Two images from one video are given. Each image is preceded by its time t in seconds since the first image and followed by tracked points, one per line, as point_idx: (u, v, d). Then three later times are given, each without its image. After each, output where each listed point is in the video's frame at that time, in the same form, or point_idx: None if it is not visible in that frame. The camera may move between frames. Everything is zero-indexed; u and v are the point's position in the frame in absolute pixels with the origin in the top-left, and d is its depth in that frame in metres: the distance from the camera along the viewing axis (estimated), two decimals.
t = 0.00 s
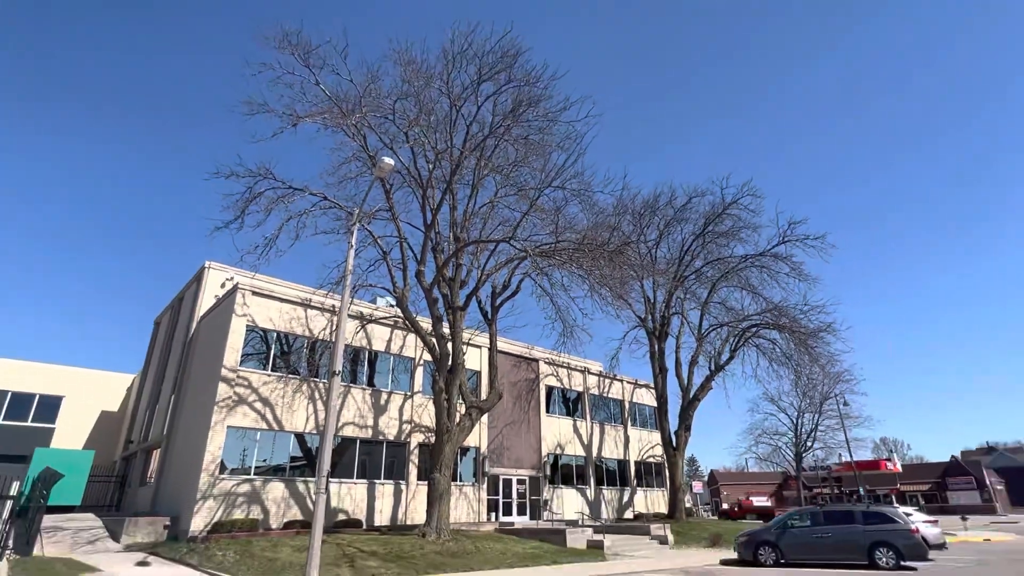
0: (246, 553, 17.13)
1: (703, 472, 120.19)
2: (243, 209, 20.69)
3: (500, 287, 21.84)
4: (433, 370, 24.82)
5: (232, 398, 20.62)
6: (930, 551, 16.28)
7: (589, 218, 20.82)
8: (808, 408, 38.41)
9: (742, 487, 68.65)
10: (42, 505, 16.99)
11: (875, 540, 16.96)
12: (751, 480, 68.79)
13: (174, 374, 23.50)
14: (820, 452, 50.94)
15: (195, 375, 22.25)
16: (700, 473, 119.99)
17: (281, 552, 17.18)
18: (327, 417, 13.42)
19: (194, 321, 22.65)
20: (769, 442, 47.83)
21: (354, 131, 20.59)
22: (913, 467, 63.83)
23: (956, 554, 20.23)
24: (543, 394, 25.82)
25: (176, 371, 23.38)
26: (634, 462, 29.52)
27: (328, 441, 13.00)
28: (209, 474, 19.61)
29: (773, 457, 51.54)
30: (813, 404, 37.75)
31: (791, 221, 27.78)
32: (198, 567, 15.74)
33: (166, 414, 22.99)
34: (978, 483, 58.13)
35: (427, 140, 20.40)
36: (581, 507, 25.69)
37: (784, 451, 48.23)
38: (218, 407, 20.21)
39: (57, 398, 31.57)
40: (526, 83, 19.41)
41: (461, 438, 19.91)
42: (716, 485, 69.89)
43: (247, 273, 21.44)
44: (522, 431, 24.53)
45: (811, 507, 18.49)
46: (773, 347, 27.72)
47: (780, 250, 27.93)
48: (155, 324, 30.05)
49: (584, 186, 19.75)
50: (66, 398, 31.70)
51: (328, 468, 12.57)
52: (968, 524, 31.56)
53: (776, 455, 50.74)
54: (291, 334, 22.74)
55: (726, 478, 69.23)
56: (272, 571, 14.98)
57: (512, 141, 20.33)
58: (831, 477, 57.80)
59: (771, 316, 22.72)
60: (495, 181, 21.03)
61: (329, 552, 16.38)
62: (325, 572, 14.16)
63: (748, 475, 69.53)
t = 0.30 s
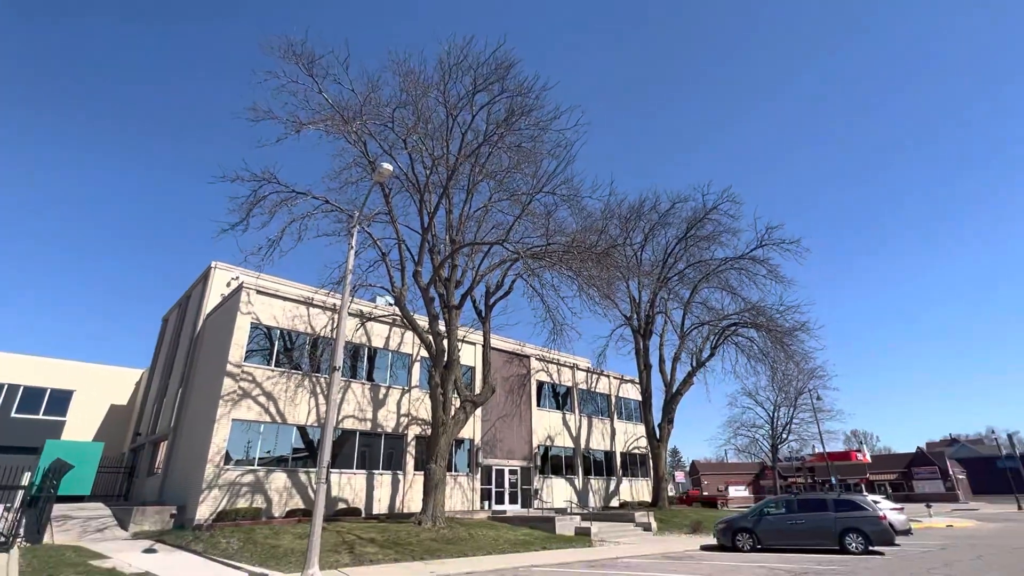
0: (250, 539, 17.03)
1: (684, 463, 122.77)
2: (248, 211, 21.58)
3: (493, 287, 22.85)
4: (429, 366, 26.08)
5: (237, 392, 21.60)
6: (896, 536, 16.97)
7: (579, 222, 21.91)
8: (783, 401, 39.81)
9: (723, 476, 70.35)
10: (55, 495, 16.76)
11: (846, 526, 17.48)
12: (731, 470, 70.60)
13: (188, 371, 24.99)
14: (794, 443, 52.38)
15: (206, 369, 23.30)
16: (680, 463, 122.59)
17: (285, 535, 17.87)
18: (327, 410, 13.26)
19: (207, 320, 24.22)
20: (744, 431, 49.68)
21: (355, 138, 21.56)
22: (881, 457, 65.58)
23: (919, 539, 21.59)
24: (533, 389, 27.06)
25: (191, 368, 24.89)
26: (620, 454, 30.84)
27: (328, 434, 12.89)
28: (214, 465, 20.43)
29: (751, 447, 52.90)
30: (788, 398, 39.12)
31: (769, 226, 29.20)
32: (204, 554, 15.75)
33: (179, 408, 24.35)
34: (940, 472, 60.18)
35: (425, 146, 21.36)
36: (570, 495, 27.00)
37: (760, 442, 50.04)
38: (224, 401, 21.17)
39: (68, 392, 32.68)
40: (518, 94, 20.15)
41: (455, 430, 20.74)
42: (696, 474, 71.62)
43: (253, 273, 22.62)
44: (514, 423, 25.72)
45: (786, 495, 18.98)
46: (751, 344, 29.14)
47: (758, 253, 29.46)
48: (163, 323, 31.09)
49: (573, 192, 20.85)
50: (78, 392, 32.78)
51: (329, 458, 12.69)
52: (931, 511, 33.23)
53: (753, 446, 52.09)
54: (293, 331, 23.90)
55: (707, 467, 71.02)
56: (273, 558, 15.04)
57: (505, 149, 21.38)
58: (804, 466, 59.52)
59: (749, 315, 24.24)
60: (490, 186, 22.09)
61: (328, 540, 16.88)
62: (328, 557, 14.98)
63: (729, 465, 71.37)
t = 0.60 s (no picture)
0: (239, 539, 16.93)
1: (675, 462, 123.52)
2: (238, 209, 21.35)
3: (485, 287, 22.77)
4: (421, 366, 26.03)
5: (227, 391, 21.41)
6: (883, 534, 17.13)
7: (571, 221, 21.87)
8: (773, 401, 40.00)
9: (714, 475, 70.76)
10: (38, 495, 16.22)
11: (834, 525, 17.59)
12: (721, 469, 71.03)
13: (177, 371, 24.81)
14: (785, 442, 52.69)
15: (196, 368, 23.11)
16: (673, 463, 123.10)
17: (275, 535, 17.76)
18: (318, 409, 13.23)
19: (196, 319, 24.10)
20: (734, 430, 50.01)
21: (346, 136, 21.45)
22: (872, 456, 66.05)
23: (907, 537, 21.79)
24: (525, 388, 27.08)
25: (179, 367, 24.71)
26: (612, 453, 30.92)
27: (318, 433, 12.85)
28: (203, 465, 20.24)
29: (742, 447, 53.13)
30: (778, 398, 39.31)
31: (760, 227, 29.38)
32: (192, 554, 15.64)
33: (167, 408, 24.15)
34: (928, 471, 60.85)
35: (418, 144, 21.23)
36: (561, 494, 27.06)
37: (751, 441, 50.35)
38: (213, 400, 20.98)
39: (55, 391, 32.30)
40: (510, 92, 19.97)
41: (447, 430, 20.59)
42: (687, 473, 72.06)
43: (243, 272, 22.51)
44: (505, 423, 25.71)
45: (774, 494, 19.05)
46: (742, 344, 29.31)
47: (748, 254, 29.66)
48: (152, 321, 30.83)
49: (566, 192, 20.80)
50: (65, 390, 32.48)
51: (320, 458, 12.65)
52: (918, 509, 33.59)
53: (744, 445, 52.36)
54: (284, 330, 23.77)
55: (698, 467, 71.42)
56: (263, 558, 14.95)
57: (498, 148, 21.30)
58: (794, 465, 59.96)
59: (740, 315, 24.37)
60: (482, 186, 22.01)
61: (318, 540, 16.78)
62: (318, 557, 14.88)
63: (719, 464, 71.81)
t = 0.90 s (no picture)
0: (230, 540, 16.82)
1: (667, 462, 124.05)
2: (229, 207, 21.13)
3: (478, 286, 22.70)
4: (414, 366, 25.99)
5: (218, 391, 21.24)
6: (872, 532, 17.29)
7: (564, 221, 21.82)
8: (765, 401, 40.26)
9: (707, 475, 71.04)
10: (26, 496, 16.39)
11: (824, 524, 17.72)
12: (714, 469, 71.33)
13: (167, 372, 24.60)
14: (776, 442, 53.07)
15: (186, 368, 22.92)
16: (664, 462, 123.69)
17: (266, 535, 17.64)
18: (310, 408, 13.18)
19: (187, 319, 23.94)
20: (726, 430, 50.20)
21: (339, 134, 21.34)
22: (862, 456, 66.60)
23: (896, 535, 21.97)
24: (518, 388, 27.08)
25: (169, 368, 24.51)
26: (605, 453, 30.98)
27: (311, 433, 12.80)
28: (193, 465, 20.08)
29: (734, 446, 53.43)
30: (770, 398, 39.53)
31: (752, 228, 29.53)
32: (181, 555, 15.51)
33: (157, 408, 23.95)
34: (917, 471, 61.48)
35: (411, 144, 21.12)
36: (554, 494, 27.09)
37: (743, 441, 50.57)
38: (203, 400, 20.81)
39: (41, 390, 31.82)
40: (503, 91, 19.90)
41: (439, 430, 20.50)
42: (680, 473, 72.30)
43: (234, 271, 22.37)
44: (498, 423, 25.70)
45: (765, 493, 19.14)
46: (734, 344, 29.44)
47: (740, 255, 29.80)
48: (142, 319, 30.56)
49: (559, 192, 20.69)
50: (52, 388, 32.05)
51: (311, 458, 12.56)
52: (906, 507, 33.94)
53: (736, 445, 52.64)
54: (276, 329, 23.66)
55: (691, 466, 71.71)
56: (253, 559, 14.85)
57: (492, 147, 21.14)
58: (785, 465, 60.37)
59: (732, 315, 24.50)
60: (475, 185, 21.92)
61: (310, 540, 16.70)
62: (309, 558, 14.79)
63: (712, 464, 72.12)
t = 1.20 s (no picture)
0: (219, 542, 16.67)
1: (658, 462, 124.59)
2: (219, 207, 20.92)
3: (471, 287, 22.63)
4: (406, 366, 25.95)
5: (207, 391, 21.06)
6: (861, 532, 17.42)
7: (557, 222, 21.79)
8: (755, 402, 40.54)
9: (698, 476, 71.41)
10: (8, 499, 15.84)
11: (814, 524, 17.82)
12: (705, 470, 71.72)
13: (156, 372, 24.40)
14: (765, 442, 53.50)
15: (175, 369, 22.71)
16: (655, 462, 124.31)
17: (255, 537, 17.48)
18: (301, 410, 13.09)
19: (177, 320, 23.78)
20: (717, 431, 50.50)
21: (332, 134, 21.24)
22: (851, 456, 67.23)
23: (884, 535, 22.17)
24: (511, 389, 27.09)
25: (158, 369, 24.32)
26: (596, 454, 31.06)
27: (301, 434, 12.71)
28: (182, 467, 19.89)
29: (725, 447, 53.77)
30: (761, 398, 39.79)
31: (743, 230, 29.63)
32: (170, 557, 15.38)
33: (146, 409, 23.75)
34: (904, 471, 62.17)
35: (404, 144, 21.06)
36: (545, 495, 27.11)
37: (734, 442, 50.88)
38: (193, 400, 20.62)
39: (28, 391, 31.33)
40: (497, 93, 19.84)
41: (431, 431, 20.42)
42: (671, 473, 72.67)
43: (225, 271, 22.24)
44: (490, 423, 25.70)
45: (756, 493, 19.26)
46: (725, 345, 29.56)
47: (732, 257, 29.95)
48: (131, 319, 30.23)
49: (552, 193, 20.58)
50: (39, 389, 31.60)
51: (302, 459, 12.49)
52: (894, 507, 34.34)
53: (727, 445, 52.97)
54: (267, 330, 23.52)
55: (682, 467, 72.08)
56: (243, 561, 14.74)
57: (485, 148, 21.03)
58: (775, 465, 60.84)
59: (723, 317, 24.67)
60: (468, 186, 21.84)
61: (301, 541, 16.60)
62: (300, 560, 14.69)
63: (702, 464, 72.55)
